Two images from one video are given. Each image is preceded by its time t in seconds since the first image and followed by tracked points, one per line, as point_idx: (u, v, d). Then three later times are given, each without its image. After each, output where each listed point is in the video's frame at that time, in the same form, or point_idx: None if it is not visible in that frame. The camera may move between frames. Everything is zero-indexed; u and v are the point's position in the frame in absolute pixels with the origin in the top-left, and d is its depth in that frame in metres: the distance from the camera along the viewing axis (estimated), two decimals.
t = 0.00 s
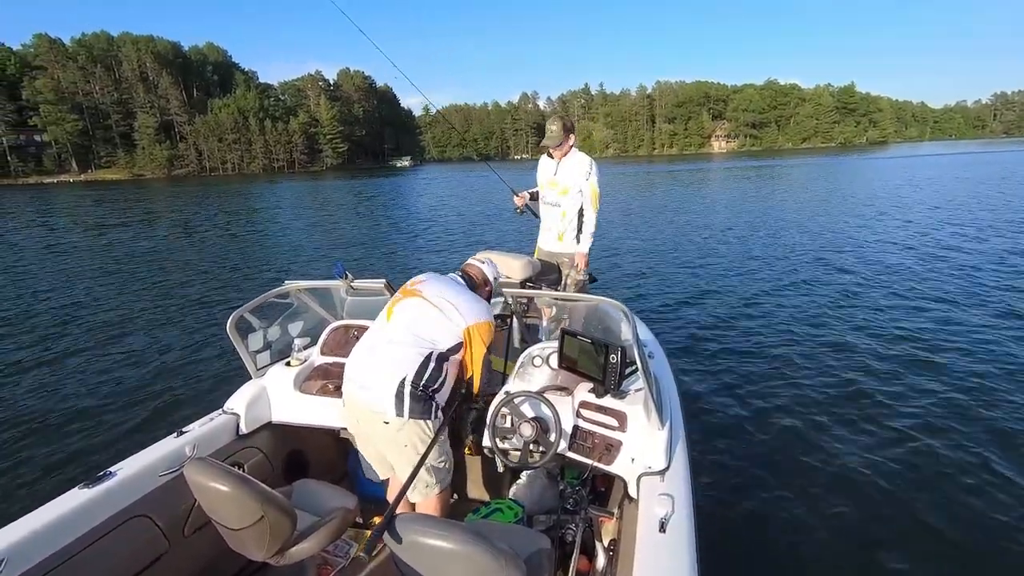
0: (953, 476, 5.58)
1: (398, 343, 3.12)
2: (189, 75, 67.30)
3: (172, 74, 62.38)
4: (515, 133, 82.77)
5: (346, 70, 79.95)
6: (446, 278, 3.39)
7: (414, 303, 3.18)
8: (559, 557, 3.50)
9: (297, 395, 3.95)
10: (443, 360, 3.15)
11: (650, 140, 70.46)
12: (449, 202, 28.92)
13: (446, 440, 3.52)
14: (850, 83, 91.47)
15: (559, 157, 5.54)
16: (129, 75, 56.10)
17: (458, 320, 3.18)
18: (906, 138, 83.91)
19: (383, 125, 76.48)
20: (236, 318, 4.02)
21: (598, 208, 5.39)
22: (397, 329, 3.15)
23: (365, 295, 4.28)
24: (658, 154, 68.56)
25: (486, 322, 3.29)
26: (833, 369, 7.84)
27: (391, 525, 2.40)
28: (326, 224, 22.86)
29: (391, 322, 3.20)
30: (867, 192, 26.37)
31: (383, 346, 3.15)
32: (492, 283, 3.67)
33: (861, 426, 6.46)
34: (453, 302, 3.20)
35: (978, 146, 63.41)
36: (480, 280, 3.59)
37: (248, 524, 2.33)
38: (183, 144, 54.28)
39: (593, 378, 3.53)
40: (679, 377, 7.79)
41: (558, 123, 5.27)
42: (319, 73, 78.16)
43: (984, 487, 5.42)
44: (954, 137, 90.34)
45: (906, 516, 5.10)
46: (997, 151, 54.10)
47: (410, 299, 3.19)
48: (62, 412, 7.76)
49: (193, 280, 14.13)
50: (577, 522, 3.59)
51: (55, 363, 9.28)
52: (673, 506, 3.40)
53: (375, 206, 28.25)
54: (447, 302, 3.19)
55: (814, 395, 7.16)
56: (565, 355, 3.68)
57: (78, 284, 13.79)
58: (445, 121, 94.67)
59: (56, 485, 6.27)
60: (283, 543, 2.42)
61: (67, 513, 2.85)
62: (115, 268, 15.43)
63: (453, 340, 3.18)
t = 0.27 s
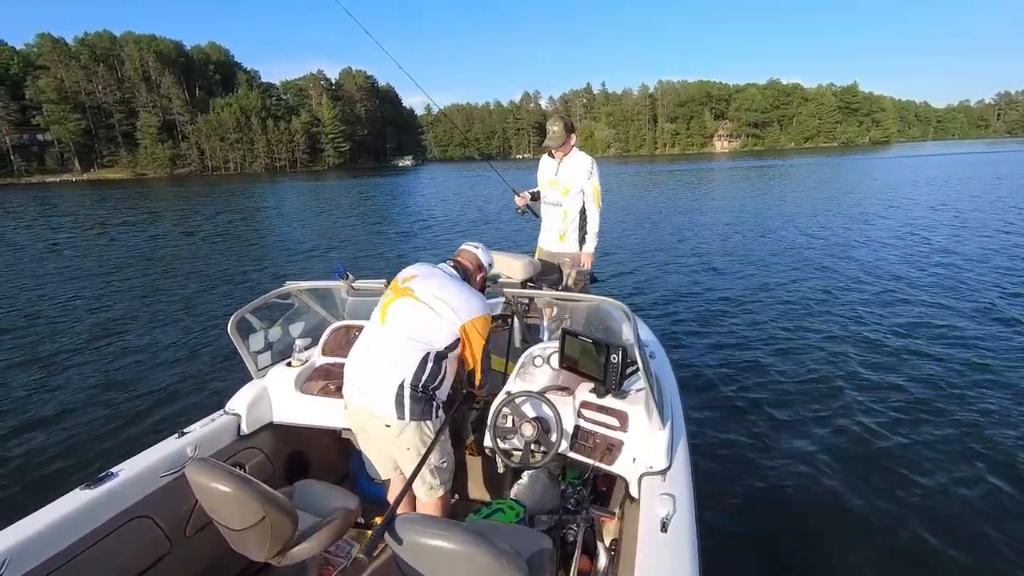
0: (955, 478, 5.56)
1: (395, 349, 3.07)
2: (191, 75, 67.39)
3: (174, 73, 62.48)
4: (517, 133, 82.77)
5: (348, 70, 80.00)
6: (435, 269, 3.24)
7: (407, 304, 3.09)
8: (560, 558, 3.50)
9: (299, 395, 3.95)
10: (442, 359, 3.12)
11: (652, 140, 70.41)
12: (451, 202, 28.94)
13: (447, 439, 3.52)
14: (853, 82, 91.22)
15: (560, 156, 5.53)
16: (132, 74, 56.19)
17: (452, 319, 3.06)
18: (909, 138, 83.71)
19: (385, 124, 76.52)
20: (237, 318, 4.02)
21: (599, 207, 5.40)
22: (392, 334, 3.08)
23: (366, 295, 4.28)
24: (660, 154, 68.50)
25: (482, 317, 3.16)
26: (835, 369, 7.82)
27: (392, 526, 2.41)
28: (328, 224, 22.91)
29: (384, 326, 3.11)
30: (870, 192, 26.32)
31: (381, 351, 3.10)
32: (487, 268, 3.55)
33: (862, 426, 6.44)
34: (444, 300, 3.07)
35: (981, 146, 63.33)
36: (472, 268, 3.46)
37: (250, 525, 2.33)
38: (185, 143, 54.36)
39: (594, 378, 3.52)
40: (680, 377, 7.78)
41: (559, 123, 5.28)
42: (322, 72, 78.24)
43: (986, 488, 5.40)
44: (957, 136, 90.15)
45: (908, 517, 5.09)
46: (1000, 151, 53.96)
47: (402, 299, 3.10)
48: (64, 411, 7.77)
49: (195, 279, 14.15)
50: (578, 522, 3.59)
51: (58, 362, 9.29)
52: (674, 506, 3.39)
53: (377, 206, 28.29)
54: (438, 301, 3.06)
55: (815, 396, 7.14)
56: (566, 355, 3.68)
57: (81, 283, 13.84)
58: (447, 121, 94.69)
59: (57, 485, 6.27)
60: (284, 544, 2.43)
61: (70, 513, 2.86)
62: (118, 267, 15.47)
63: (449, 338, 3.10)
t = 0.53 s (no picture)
0: (956, 479, 5.54)
1: (397, 353, 3.04)
2: (193, 75, 67.47)
3: (176, 72, 62.55)
4: (518, 133, 82.82)
5: (350, 69, 79.99)
6: (427, 265, 3.14)
7: (402, 308, 3.00)
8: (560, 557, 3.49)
9: (299, 395, 3.96)
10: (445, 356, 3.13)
11: (654, 140, 70.39)
12: (452, 202, 28.92)
13: (448, 438, 3.53)
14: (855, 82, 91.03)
15: (560, 156, 5.53)
16: (134, 74, 56.25)
17: (450, 319, 2.99)
18: (911, 137, 83.60)
19: (387, 124, 76.59)
20: (238, 317, 4.02)
21: (598, 208, 5.39)
22: (392, 337, 3.03)
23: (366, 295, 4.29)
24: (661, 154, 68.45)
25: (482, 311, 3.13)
26: (836, 370, 7.79)
27: (392, 525, 2.41)
28: (329, 223, 22.93)
29: (384, 328, 3.07)
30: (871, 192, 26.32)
31: (383, 355, 3.07)
32: (477, 255, 3.57)
33: (862, 427, 6.42)
34: (439, 298, 2.99)
35: (984, 146, 63.11)
36: (465, 254, 3.48)
37: (250, 524, 2.34)
38: (187, 143, 54.42)
39: (594, 377, 3.52)
40: (681, 377, 7.75)
41: (558, 122, 5.28)
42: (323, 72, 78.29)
43: (988, 489, 5.38)
44: (959, 137, 89.99)
45: (908, 518, 5.07)
46: (1002, 151, 53.87)
47: (397, 302, 3.01)
48: (64, 410, 7.78)
49: (196, 279, 14.17)
50: (578, 521, 3.56)
51: (58, 362, 9.31)
52: (674, 505, 3.38)
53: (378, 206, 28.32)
54: (434, 301, 2.99)
55: (816, 397, 7.11)
56: (566, 355, 3.67)
57: (82, 283, 13.86)
58: (449, 120, 94.76)
59: (58, 484, 6.28)
60: (284, 543, 2.43)
61: (70, 512, 2.86)
62: (119, 266, 15.49)
63: (449, 337, 3.05)
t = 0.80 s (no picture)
0: (957, 479, 5.51)
1: (402, 355, 3.04)
2: (195, 75, 67.64)
3: (179, 72, 62.68)
4: (520, 133, 82.84)
5: (351, 68, 80.06)
6: (422, 262, 3.09)
7: (405, 311, 2.98)
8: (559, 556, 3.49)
9: (298, 394, 3.96)
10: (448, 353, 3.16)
11: (655, 140, 70.38)
12: (453, 202, 28.92)
13: (449, 435, 3.54)
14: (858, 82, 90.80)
15: (559, 156, 5.53)
16: (136, 73, 56.39)
17: (452, 318, 3.00)
18: (914, 138, 83.47)
19: (389, 124, 76.66)
20: (237, 316, 4.02)
21: (598, 207, 5.39)
22: (395, 339, 3.02)
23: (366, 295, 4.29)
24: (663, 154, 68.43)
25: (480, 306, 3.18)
26: (837, 370, 7.77)
27: (392, 524, 2.42)
28: (330, 223, 22.97)
29: (386, 331, 3.04)
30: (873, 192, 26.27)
31: (386, 358, 3.06)
32: (464, 245, 3.54)
33: (863, 427, 6.40)
34: (440, 299, 2.97)
35: (986, 147, 62.98)
36: (455, 245, 3.46)
37: (250, 524, 2.33)
38: (189, 142, 54.55)
39: (594, 377, 3.51)
40: (681, 377, 7.73)
41: (558, 121, 5.28)
42: (325, 71, 78.41)
43: (990, 489, 5.35)
44: (962, 137, 89.79)
45: (909, 518, 5.05)
46: (1005, 151, 53.73)
47: (399, 306, 2.98)
48: (65, 409, 7.79)
49: (197, 278, 14.20)
50: (578, 520, 3.56)
51: (59, 360, 9.33)
52: (674, 505, 3.37)
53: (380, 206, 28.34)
54: (435, 302, 2.97)
55: (817, 397, 7.09)
56: (566, 354, 3.66)
57: (84, 282, 13.90)
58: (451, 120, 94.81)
59: (57, 483, 6.29)
60: (284, 542, 2.43)
61: (69, 511, 2.86)
62: (121, 266, 15.54)
63: (451, 336, 3.08)
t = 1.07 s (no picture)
0: (959, 480, 5.50)
1: (403, 356, 3.04)
2: (197, 75, 67.79)
3: (180, 73, 62.79)
4: (521, 133, 82.87)
5: (353, 68, 80.08)
6: (418, 261, 3.09)
7: (406, 310, 2.96)
8: (559, 556, 3.48)
9: (299, 393, 3.96)
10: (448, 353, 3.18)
11: (657, 141, 70.40)
12: (454, 201, 28.93)
13: (449, 434, 3.55)
14: (860, 81, 90.65)
15: (559, 155, 5.53)
16: (138, 74, 56.52)
17: (453, 315, 3.02)
18: (916, 138, 83.33)
19: (390, 124, 76.74)
20: (237, 315, 4.03)
21: (598, 207, 5.39)
22: (396, 339, 3.02)
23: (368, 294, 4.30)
24: (664, 154, 68.44)
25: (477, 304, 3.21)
26: (836, 370, 7.77)
27: (392, 523, 2.42)
28: (332, 223, 23.01)
29: (387, 333, 3.04)
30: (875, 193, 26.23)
31: (388, 358, 3.06)
32: (459, 245, 3.52)
33: (864, 428, 6.38)
34: (440, 296, 2.98)
35: (988, 147, 62.86)
36: (449, 246, 3.43)
37: (250, 523, 2.33)
38: (191, 142, 54.67)
39: (594, 376, 3.50)
40: (682, 377, 7.71)
41: (557, 121, 5.28)
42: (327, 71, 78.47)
43: (992, 491, 5.33)
44: (964, 138, 89.64)
45: (910, 520, 5.04)
46: (1007, 152, 53.62)
47: (399, 305, 2.96)
48: (66, 409, 7.80)
49: (198, 278, 14.21)
50: (578, 520, 3.55)
51: (60, 360, 9.34)
52: (674, 504, 3.37)
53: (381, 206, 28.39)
54: (435, 300, 2.98)
55: (817, 397, 7.08)
56: (566, 354, 3.65)
57: (85, 282, 13.93)
58: (452, 120, 94.87)
59: (58, 483, 6.29)
60: (284, 541, 2.43)
61: (69, 511, 2.86)
62: (123, 265, 15.58)
63: (451, 334, 3.09)
